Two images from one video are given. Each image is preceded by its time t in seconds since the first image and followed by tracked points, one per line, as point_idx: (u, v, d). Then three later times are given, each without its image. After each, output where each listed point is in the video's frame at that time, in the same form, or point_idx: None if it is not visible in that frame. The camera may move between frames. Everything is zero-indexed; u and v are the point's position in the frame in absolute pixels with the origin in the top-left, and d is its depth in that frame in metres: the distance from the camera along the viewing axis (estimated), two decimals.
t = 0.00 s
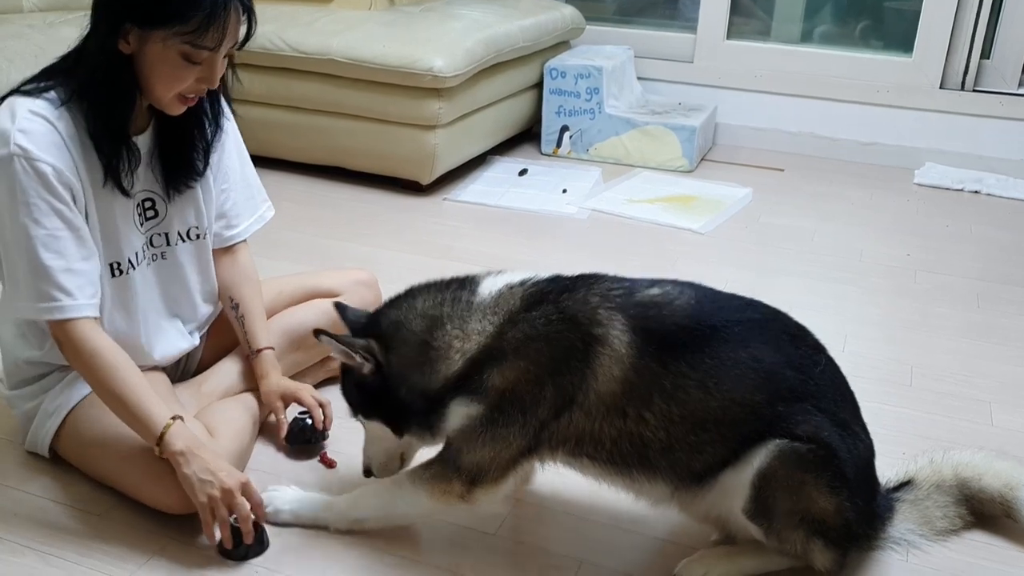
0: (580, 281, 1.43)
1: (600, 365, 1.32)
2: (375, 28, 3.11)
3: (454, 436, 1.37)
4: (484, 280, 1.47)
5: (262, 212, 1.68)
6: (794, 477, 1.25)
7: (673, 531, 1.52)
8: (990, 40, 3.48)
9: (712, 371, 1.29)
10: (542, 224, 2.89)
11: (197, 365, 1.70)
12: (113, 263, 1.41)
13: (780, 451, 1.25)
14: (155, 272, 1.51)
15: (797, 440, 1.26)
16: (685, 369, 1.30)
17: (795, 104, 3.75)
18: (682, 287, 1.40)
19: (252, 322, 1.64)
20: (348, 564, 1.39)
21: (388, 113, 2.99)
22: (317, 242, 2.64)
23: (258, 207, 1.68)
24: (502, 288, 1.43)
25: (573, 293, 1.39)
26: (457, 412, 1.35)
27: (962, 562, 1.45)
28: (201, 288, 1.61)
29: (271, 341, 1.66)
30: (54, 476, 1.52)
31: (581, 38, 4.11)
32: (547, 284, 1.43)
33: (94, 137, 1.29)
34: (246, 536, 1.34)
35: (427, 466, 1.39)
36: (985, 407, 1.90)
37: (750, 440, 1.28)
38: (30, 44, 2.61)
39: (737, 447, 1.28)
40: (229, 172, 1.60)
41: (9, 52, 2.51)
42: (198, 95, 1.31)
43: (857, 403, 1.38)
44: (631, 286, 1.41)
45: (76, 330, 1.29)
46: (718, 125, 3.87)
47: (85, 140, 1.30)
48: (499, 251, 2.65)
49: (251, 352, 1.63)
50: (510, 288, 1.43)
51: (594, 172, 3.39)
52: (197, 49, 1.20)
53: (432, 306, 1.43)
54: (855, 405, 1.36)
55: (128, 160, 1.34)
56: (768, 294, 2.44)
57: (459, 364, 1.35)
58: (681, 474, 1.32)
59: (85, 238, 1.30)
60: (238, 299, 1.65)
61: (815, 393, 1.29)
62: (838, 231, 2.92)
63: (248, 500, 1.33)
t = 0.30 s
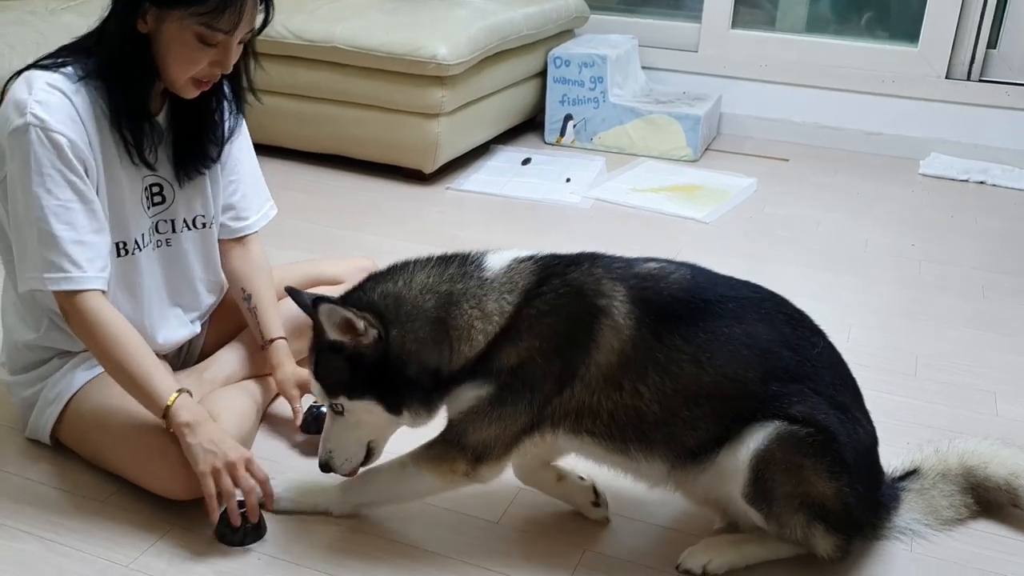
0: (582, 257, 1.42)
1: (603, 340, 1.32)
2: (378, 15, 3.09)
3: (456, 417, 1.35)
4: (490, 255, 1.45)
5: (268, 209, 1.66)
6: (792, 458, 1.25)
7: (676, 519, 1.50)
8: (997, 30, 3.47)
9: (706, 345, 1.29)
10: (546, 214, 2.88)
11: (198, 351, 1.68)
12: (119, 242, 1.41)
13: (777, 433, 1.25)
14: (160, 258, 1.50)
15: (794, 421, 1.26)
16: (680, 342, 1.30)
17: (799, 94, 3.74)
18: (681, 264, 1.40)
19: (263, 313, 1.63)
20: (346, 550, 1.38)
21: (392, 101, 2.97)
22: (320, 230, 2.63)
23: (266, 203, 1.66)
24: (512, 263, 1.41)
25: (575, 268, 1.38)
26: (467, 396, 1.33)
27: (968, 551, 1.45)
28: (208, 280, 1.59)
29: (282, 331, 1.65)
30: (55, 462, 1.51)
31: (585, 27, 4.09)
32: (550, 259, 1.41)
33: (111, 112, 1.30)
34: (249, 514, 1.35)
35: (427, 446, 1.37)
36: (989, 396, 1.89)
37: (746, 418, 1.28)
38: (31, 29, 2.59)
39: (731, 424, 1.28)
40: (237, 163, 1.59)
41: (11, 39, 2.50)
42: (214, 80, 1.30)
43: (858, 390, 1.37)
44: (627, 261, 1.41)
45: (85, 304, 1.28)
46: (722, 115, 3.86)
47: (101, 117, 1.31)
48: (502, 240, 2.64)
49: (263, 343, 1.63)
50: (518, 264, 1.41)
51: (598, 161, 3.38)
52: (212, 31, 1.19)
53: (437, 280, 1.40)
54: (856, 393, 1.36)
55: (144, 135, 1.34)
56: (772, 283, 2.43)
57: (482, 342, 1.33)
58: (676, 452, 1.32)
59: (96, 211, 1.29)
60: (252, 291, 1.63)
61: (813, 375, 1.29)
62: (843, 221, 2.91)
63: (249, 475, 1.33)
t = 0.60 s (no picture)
0: (576, 247, 1.44)
1: (602, 329, 1.33)
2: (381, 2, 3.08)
3: (458, 417, 1.34)
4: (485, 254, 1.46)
5: (276, 205, 1.64)
6: (791, 443, 1.25)
7: (677, 508, 1.50)
8: (1002, 21, 3.46)
9: (695, 327, 1.31)
10: (548, 203, 2.87)
11: (201, 338, 1.68)
12: (118, 229, 1.40)
13: (776, 418, 1.25)
14: (160, 248, 1.49)
15: (791, 404, 1.26)
16: (670, 324, 1.31)
17: (803, 84, 3.73)
18: (671, 253, 1.43)
19: (275, 307, 1.61)
20: (351, 536, 1.37)
21: (394, 89, 2.96)
22: (321, 218, 2.62)
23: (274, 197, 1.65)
24: (506, 261, 1.42)
25: (570, 259, 1.39)
26: (475, 400, 1.32)
27: (971, 542, 1.45)
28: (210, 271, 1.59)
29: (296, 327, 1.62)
30: (55, 449, 1.50)
31: (588, 16, 4.07)
32: (545, 251, 1.43)
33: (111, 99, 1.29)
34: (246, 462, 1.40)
35: (431, 442, 1.36)
36: (990, 387, 1.89)
37: (742, 403, 1.28)
38: (31, 15, 2.58)
39: (728, 408, 1.29)
40: (244, 155, 1.58)
41: (12, 24, 2.49)
42: (218, 69, 1.29)
43: (856, 377, 1.38)
44: (616, 249, 1.43)
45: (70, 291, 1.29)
46: (725, 105, 3.85)
47: (99, 104, 1.30)
48: (504, 229, 2.63)
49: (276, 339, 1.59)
50: (512, 261, 1.42)
51: (600, 150, 3.38)
52: (214, 18, 1.18)
53: (435, 279, 1.40)
54: (855, 381, 1.36)
55: (146, 124, 1.33)
56: (775, 274, 2.43)
57: (484, 346, 1.31)
58: (672, 441, 1.32)
59: (85, 200, 1.29)
60: (263, 285, 1.62)
61: (808, 360, 1.30)
62: (845, 211, 2.91)
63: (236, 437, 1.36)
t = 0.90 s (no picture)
0: (568, 259, 1.44)
1: (596, 341, 1.32)
2: None
3: (451, 429, 1.35)
4: (481, 270, 1.46)
5: (275, 196, 1.67)
6: (791, 436, 1.25)
7: (678, 504, 1.50)
8: (1006, 16, 3.46)
9: (688, 334, 1.30)
10: (550, 198, 2.87)
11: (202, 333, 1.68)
12: (122, 226, 1.41)
13: (776, 411, 1.25)
14: (163, 242, 1.50)
15: (790, 397, 1.26)
16: (663, 333, 1.31)
17: (806, 79, 3.72)
18: (661, 261, 1.43)
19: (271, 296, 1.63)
20: (350, 529, 1.37)
21: (396, 83, 2.96)
22: (322, 212, 2.62)
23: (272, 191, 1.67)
24: (502, 277, 1.42)
25: (563, 271, 1.40)
26: (470, 412, 1.32)
27: (971, 537, 1.45)
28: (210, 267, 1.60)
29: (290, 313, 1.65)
30: (57, 441, 1.51)
31: (591, 10, 4.07)
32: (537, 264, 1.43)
33: (115, 96, 1.30)
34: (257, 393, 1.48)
35: (426, 451, 1.37)
36: (991, 383, 1.89)
37: (738, 400, 1.28)
38: (34, 7, 2.58)
39: (727, 412, 1.29)
40: (242, 150, 1.60)
41: (14, 16, 2.48)
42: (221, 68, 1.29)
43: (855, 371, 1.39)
44: (607, 259, 1.44)
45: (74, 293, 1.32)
46: (727, 99, 3.85)
47: (103, 101, 1.30)
48: (505, 223, 2.63)
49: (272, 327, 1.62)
50: (507, 278, 1.41)
51: (602, 145, 3.38)
52: (216, 16, 1.19)
53: (430, 293, 1.41)
54: (853, 373, 1.37)
55: (150, 121, 1.33)
56: (776, 269, 2.43)
57: (473, 359, 1.32)
58: (671, 448, 1.32)
59: (87, 198, 1.30)
60: (257, 272, 1.63)
61: (805, 356, 1.30)
62: (847, 207, 2.91)
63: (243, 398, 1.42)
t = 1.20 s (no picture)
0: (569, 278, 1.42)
1: (597, 365, 1.30)
2: None
3: (448, 446, 1.34)
4: (483, 282, 1.43)
5: (268, 182, 1.70)
6: (802, 437, 1.25)
7: (681, 503, 1.50)
8: (1006, 13, 3.46)
9: (695, 357, 1.28)
10: (550, 196, 2.87)
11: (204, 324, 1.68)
12: (137, 223, 1.41)
13: (789, 412, 1.25)
14: (171, 236, 1.50)
15: (803, 394, 1.26)
16: (669, 358, 1.29)
17: (806, 76, 3.72)
18: (660, 277, 1.40)
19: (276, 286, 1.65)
20: (354, 528, 1.38)
21: (396, 81, 2.96)
22: (323, 211, 2.63)
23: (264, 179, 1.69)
24: (507, 296, 1.38)
25: (565, 292, 1.37)
26: (460, 427, 1.33)
27: (971, 533, 1.45)
28: (221, 256, 1.60)
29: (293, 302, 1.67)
30: (60, 441, 1.51)
31: (591, 8, 4.07)
32: (542, 284, 1.40)
33: (118, 101, 1.29)
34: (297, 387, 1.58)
35: (419, 461, 1.37)
36: (991, 381, 1.90)
37: (747, 409, 1.28)
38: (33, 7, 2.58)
39: (736, 433, 1.29)
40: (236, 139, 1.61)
41: (15, 15, 2.48)
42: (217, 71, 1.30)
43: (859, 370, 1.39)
44: (609, 279, 1.41)
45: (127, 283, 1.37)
46: (728, 97, 3.85)
47: (110, 106, 1.31)
48: (506, 221, 2.64)
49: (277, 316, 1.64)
50: (514, 297, 1.38)
51: (603, 143, 3.38)
52: (211, 23, 1.19)
53: (430, 298, 1.39)
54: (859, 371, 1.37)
55: (152, 124, 1.34)
56: (776, 267, 2.43)
57: (463, 372, 1.32)
58: (678, 465, 1.31)
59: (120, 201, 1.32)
60: (259, 263, 1.65)
61: (811, 362, 1.30)
62: (847, 204, 2.91)
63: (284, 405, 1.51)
